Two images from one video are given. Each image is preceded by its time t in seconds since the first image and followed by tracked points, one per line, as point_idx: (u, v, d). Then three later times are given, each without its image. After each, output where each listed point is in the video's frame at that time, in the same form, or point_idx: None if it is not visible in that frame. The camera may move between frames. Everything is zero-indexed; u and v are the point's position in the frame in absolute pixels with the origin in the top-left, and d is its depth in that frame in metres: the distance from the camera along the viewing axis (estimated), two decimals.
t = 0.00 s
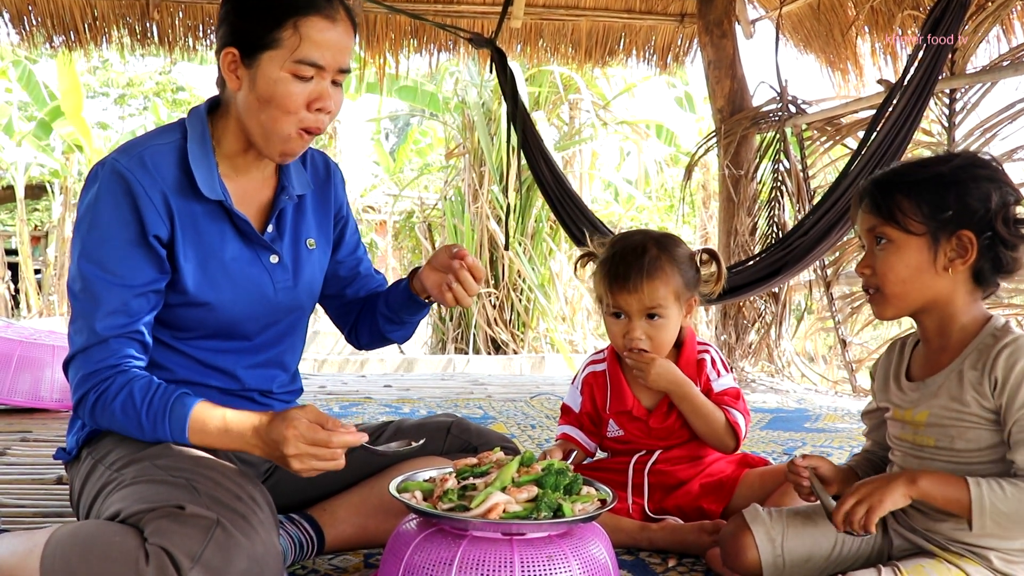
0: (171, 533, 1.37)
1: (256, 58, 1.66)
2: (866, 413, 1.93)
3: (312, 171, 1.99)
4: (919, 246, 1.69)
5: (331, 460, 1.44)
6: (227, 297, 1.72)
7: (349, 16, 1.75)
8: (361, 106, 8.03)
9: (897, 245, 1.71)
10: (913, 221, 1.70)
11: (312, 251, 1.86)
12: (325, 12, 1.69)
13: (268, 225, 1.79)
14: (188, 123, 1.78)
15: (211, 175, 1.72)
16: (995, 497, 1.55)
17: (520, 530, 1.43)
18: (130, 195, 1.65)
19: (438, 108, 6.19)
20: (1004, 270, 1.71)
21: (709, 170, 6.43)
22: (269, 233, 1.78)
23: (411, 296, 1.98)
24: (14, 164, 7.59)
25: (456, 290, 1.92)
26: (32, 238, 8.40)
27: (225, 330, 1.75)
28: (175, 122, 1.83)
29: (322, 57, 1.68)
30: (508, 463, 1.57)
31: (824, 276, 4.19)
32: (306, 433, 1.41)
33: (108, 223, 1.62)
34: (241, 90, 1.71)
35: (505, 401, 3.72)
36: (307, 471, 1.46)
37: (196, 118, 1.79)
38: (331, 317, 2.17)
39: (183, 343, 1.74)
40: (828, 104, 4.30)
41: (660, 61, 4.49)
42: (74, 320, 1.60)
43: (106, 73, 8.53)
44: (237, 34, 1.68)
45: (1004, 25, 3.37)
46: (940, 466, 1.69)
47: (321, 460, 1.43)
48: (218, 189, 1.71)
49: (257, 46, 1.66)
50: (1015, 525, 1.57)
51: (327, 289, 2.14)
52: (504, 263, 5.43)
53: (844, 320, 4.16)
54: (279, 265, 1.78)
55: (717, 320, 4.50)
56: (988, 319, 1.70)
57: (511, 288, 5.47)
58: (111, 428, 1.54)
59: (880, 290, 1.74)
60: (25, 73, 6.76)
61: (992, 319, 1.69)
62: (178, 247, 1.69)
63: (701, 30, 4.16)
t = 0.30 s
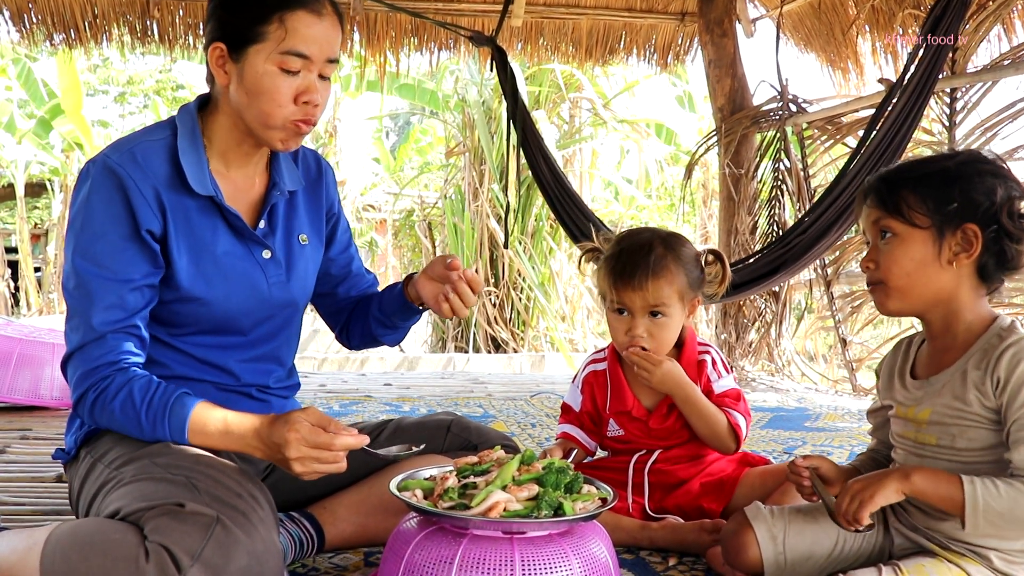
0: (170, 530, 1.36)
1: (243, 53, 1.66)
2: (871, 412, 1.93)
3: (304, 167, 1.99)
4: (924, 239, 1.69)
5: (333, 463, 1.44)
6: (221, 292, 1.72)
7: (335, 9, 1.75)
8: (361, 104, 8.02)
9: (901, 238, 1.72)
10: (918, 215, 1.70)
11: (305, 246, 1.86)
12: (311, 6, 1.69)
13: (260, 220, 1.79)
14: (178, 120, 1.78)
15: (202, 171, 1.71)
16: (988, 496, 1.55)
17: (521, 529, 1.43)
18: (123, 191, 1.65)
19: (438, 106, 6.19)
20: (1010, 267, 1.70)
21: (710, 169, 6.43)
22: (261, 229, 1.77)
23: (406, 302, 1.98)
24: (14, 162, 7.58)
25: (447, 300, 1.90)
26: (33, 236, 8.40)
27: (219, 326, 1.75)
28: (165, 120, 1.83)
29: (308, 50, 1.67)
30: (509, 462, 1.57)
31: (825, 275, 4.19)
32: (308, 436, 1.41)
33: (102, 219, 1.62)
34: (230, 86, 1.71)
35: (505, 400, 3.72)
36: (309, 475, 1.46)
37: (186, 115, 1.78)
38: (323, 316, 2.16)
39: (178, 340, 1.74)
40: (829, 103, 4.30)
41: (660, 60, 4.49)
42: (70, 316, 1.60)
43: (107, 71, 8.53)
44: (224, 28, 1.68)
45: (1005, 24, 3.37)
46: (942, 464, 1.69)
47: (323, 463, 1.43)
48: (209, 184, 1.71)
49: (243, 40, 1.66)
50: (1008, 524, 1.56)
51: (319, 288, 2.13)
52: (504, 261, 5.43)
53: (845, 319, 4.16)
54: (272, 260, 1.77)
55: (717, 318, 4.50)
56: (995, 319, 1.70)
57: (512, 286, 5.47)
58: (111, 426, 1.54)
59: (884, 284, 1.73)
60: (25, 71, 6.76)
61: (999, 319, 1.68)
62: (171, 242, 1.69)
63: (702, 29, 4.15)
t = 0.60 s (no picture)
0: (171, 527, 1.37)
1: (227, 51, 1.67)
2: (871, 411, 1.93)
3: (297, 166, 1.98)
4: (927, 234, 1.69)
5: (337, 464, 1.44)
6: (213, 289, 1.72)
7: (320, 6, 1.74)
8: (362, 102, 8.02)
9: (904, 233, 1.72)
10: (922, 210, 1.70)
11: (297, 243, 1.86)
12: (291, 3, 1.68)
13: (251, 218, 1.79)
14: (167, 119, 1.78)
15: (191, 168, 1.72)
16: (1000, 496, 1.55)
17: (521, 528, 1.43)
18: (114, 187, 1.65)
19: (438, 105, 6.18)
20: (1011, 267, 1.70)
21: (710, 168, 6.43)
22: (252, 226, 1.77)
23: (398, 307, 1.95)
24: (14, 160, 7.58)
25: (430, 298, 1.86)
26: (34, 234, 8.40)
27: (213, 323, 1.74)
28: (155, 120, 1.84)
29: (290, 46, 1.67)
30: (509, 461, 1.57)
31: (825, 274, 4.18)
32: (311, 437, 1.41)
33: (93, 215, 1.63)
34: (216, 85, 1.71)
35: (505, 399, 3.72)
36: (312, 476, 1.46)
37: (175, 114, 1.79)
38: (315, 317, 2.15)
39: (173, 337, 1.73)
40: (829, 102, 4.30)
41: (661, 59, 4.48)
42: (65, 313, 1.60)
43: (107, 69, 8.52)
44: (208, 27, 1.68)
45: (1006, 23, 3.37)
46: (943, 463, 1.69)
47: (327, 464, 1.43)
48: (198, 181, 1.71)
49: (227, 38, 1.66)
50: (1019, 524, 1.56)
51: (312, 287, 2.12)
52: (504, 260, 5.43)
53: (845, 318, 4.16)
54: (263, 257, 1.77)
55: (717, 317, 4.49)
56: (997, 319, 1.69)
57: (512, 285, 5.47)
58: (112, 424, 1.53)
59: (885, 278, 1.73)
60: (25, 69, 6.76)
61: (1000, 319, 1.68)
62: (163, 238, 1.69)
63: (703, 28, 4.15)
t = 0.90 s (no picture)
0: (172, 527, 1.37)
1: (210, 47, 1.68)
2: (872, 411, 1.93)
3: (294, 164, 1.98)
4: (937, 234, 1.69)
5: (336, 461, 1.45)
6: (210, 285, 1.72)
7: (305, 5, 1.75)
8: (362, 102, 8.02)
9: (913, 232, 1.71)
10: (932, 210, 1.70)
11: (294, 240, 1.86)
12: None
13: (248, 215, 1.79)
14: (163, 118, 1.79)
15: (186, 165, 1.72)
16: (954, 421, 1.55)
17: (522, 528, 1.43)
18: (110, 185, 1.65)
19: (438, 104, 6.19)
20: (1015, 268, 1.70)
21: (711, 167, 6.42)
22: (248, 223, 1.77)
23: (388, 288, 1.94)
24: (14, 160, 7.58)
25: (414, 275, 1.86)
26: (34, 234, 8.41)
27: (210, 320, 1.74)
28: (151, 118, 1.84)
29: (272, 41, 1.67)
30: (510, 461, 1.57)
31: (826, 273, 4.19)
32: (311, 434, 1.42)
33: (89, 213, 1.63)
34: (202, 81, 1.73)
35: (505, 398, 3.73)
36: (312, 474, 1.46)
37: (171, 113, 1.79)
38: (314, 316, 2.14)
39: (170, 335, 1.73)
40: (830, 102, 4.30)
41: (661, 58, 4.47)
42: (62, 310, 1.60)
43: (108, 69, 8.52)
44: (194, 25, 1.70)
45: (1006, 22, 3.37)
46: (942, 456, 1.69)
47: (325, 461, 1.44)
48: (194, 177, 1.71)
49: (210, 34, 1.67)
50: (952, 458, 1.56)
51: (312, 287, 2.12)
52: (504, 260, 5.43)
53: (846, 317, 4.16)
54: (260, 254, 1.77)
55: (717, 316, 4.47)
56: (997, 316, 1.71)
57: (512, 285, 5.47)
58: (111, 423, 1.53)
59: (897, 281, 1.72)
60: (25, 69, 6.77)
61: (1001, 315, 1.70)
62: (158, 235, 1.69)
63: (703, 28, 4.15)
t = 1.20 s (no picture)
0: (173, 527, 1.37)
1: (203, 45, 1.69)
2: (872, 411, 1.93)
3: (294, 164, 1.98)
4: (941, 237, 1.68)
5: (337, 460, 1.45)
6: (210, 285, 1.72)
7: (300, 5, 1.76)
8: (362, 101, 8.03)
9: (917, 234, 1.70)
10: (937, 212, 1.69)
11: (295, 240, 1.86)
12: None
13: (248, 214, 1.79)
14: (163, 118, 1.79)
15: (186, 164, 1.72)
16: (934, 399, 1.56)
17: (522, 528, 1.44)
18: (110, 184, 1.66)
19: (438, 104, 6.19)
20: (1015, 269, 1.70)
21: (711, 167, 6.43)
22: (248, 223, 1.78)
23: (402, 299, 1.95)
24: (15, 160, 7.59)
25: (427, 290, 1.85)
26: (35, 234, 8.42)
27: (211, 319, 1.74)
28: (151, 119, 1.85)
29: (261, 39, 1.68)
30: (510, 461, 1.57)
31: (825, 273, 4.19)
32: (312, 434, 1.42)
33: (90, 212, 1.64)
34: (195, 77, 1.75)
35: (506, 398, 3.73)
36: (313, 474, 1.46)
37: (171, 114, 1.80)
38: (320, 312, 2.15)
39: (170, 335, 1.74)
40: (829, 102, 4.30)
41: (661, 58, 4.47)
42: (62, 310, 1.61)
43: (108, 69, 8.53)
44: (188, 23, 1.72)
45: (1006, 22, 3.37)
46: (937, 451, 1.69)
47: (327, 461, 1.44)
48: (194, 177, 1.72)
49: (203, 31, 1.69)
50: (929, 435, 1.57)
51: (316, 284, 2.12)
52: (504, 260, 5.43)
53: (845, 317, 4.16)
54: (260, 253, 1.77)
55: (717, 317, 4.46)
56: (996, 314, 1.72)
57: (512, 284, 5.47)
58: (113, 423, 1.53)
59: (898, 284, 1.72)
60: (25, 70, 6.77)
61: (1000, 314, 1.72)
62: (158, 234, 1.69)
63: (703, 28, 4.15)
